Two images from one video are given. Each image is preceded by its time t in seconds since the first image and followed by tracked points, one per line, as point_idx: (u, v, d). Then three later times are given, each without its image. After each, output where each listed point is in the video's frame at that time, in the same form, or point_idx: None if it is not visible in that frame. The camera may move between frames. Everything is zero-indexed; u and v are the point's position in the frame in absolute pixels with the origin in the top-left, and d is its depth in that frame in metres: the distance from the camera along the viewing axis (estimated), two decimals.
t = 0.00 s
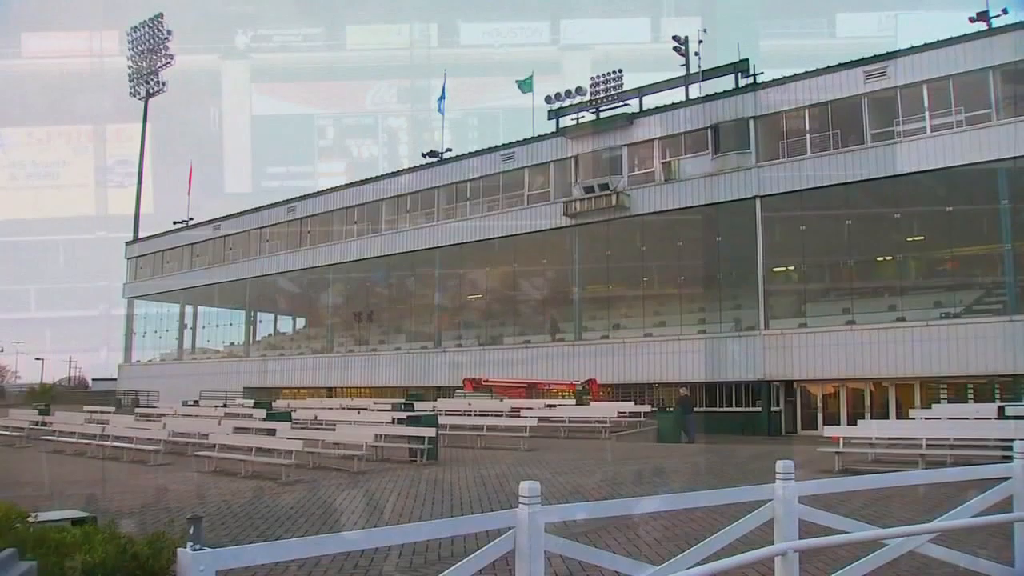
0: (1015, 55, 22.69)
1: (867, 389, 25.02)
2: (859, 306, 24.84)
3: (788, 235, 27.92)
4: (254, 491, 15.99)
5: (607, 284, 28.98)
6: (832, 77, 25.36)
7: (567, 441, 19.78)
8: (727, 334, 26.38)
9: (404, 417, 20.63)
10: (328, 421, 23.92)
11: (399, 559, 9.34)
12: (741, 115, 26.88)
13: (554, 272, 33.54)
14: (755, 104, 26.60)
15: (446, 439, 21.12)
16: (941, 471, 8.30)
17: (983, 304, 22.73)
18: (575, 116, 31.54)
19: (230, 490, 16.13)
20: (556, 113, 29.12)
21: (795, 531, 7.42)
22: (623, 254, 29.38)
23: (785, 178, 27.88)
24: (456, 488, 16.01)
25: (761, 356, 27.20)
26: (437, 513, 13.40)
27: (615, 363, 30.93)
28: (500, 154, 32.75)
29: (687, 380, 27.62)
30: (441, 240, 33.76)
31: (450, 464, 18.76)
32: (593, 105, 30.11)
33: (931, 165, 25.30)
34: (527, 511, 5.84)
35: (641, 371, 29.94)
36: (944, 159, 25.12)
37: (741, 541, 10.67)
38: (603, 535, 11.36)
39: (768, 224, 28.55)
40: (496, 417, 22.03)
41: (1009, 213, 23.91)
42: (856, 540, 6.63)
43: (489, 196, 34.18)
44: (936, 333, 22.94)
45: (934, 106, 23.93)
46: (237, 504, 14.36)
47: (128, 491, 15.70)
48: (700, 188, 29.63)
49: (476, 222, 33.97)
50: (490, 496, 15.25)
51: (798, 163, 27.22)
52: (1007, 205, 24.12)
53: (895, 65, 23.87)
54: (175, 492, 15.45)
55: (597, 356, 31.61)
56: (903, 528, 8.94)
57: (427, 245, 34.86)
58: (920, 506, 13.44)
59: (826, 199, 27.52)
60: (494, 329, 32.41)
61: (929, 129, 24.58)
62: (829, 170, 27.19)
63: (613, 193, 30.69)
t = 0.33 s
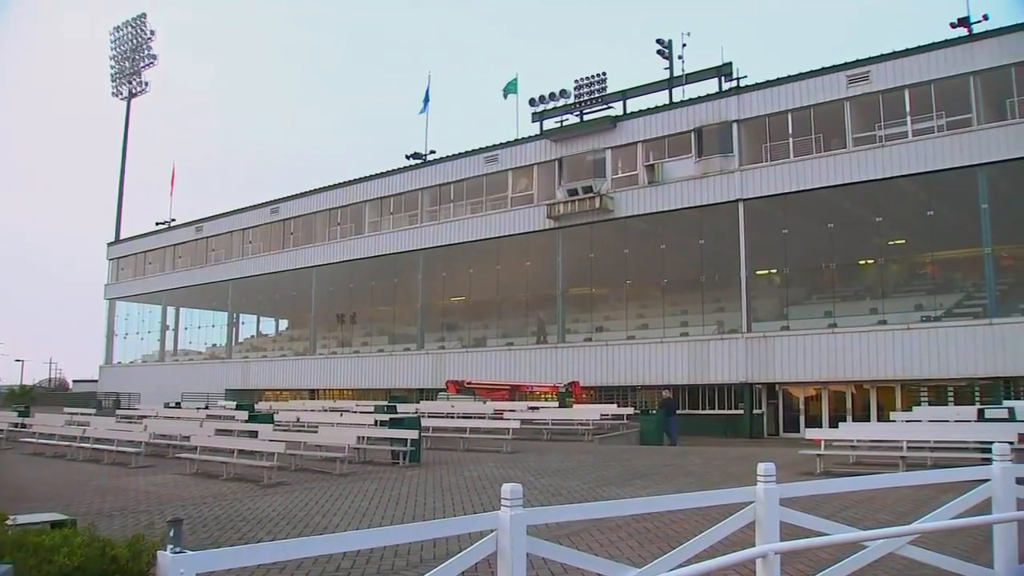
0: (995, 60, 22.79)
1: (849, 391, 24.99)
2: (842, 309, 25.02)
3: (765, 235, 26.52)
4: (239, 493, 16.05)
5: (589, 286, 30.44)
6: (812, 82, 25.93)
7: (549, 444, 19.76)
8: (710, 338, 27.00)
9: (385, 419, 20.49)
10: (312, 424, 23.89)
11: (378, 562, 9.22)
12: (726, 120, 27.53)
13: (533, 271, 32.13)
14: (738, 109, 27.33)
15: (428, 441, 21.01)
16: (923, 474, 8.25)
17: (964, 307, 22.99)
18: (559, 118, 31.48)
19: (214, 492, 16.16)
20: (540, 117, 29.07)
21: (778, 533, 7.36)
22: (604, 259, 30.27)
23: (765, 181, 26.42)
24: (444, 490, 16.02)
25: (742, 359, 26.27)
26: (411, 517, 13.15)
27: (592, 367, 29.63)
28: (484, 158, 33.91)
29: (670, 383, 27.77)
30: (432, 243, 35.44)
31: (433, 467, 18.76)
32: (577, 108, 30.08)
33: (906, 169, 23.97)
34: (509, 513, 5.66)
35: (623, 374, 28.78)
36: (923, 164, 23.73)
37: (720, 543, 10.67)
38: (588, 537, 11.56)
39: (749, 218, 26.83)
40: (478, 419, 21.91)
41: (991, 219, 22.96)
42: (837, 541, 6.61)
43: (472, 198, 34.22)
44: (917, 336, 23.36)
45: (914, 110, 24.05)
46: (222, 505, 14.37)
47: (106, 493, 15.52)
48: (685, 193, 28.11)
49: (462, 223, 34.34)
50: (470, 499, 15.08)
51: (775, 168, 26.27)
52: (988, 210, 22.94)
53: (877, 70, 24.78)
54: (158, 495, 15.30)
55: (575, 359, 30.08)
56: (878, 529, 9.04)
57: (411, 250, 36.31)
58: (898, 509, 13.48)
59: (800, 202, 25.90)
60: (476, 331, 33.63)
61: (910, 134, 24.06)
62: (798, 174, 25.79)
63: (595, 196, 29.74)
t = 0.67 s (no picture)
0: (965, 65, 23.06)
1: (819, 392, 25.22)
2: (814, 310, 25.23)
3: (737, 237, 26.80)
4: (210, 492, 15.85)
5: (563, 287, 30.45)
6: (784, 85, 26.11)
7: (522, 445, 19.69)
8: (682, 338, 27.03)
9: (357, 419, 20.32)
10: (283, 424, 23.64)
11: (349, 563, 9.11)
12: (699, 122, 27.63)
13: (507, 271, 32.04)
14: (712, 111, 27.46)
15: (400, 441, 20.87)
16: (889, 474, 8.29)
17: (933, 310, 23.22)
18: (534, 119, 31.42)
19: (183, 492, 15.92)
20: (514, 117, 28.97)
21: (748, 533, 7.35)
22: (577, 259, 30.34)
23: (738, 183, 26.57)
24: (414, 491, 15.85)
25: (714, 360, 26.37)
26: (382, 517, 13.04)
27: (565, 368, 29.61)
28: (458, 158, 33.79)
29: (643, 384, 27.82)
30: (404, 243, 35.23)
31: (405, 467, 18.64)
32: (551, 109, 30.04)
33: (877, 173, 24.22)
34: (481, 513, 5.56)
35: (596, 375, 28.79)
36: (892, 167, 24.00)
37: (691, 543, 10.69)
38: (560, 538, 11.53)
39: (721, 220, 27.00)
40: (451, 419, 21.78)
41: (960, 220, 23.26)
42: (806, 541, 6.61)
43: (446, 198, 34.07)
44: (887, 338, 23.60)
45: (886, 113, 24.27)
46: (192, 506, 14.16)
47: (73, 493, 15.22)
48: (658, 194, 28.16)
49: (436, 223, 34.16)
50: (441, 499, 14.97)
51: (748, 170, 26.42)
52: (957, 213, 23.24)
53: (850, 73, 24.99)
54: (126, 496, 15.03)
55: (548, 359, 30.06)
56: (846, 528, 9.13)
57: (384, 250, 36.04)
58: (867, 509, 13.63)
59: (772, 204, 26.10)
60: (450, 331, 33.46)
61: (882, 137, 24.32)
62: (771, 176, 25.95)
63: (569, 197, 29.70)
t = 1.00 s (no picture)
0: (919, 73, 23.33)
1: (776, 394, 25.48)
2: (770, 312, 25.56)
3: (695, 240, 27.18)
4: (164, 492, 15.51)
5: (521, 288, 30.75)
6: (744, 90, 26.27)
7: (481, 446, 19.57)
8: (638, 341, 27.18)
9: (315, 420, 20.01)
10: (239, 425, 23.21)
11: (305, 564, 8.93)
12: (657, 125, 27.67)
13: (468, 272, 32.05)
14: (671, 114, 27.52)
15: (357, 442, 20.61)
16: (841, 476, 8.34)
17: (886, 313, 23.55)
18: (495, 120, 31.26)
19: (135, 493, 15.54)
20: (474, 117, 28.76)
21: (704, 533, 7.34)
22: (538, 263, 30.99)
23: (696, 186, 26.69)
24: (368, 493, 15.61)
25: (672, 363, 26.39)
26: (338, 519, 12.83)
27: (524, 369, 29.55)
28: (418, 158, 33.50)
29: (601, 385, 27.85)
30: (362, 243, 34.81)
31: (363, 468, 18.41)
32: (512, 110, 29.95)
33: (832, 178, 24.43)
34: (437, 514, 5.43)
35: (555, 377, 28.77)
36: (847, 172, 24.21)
37: (647, 544, 10.72)
38: (519, 539, 11.46)
39: (679, 223, 27.11)
40: (408, 420, 21.53)
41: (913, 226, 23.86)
42: (761, 542, 6.59)
43: (406, 199, 33.78)
44: (842, 340, 23.89)
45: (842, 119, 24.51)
46: (145, 506, 13.81)
47: (20, 495, 14.76)
48: (618, 197, 28.12)
49: (395, 223, 33.80)
50: (398, 501, 14.79)
51: (707, 173, 26.56)
52: (911, 218, 23.82)
53: (808, 79, 25.18)
54: (75, 498, 14.61)
55: (506, 360, 29.95)
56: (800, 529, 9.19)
57: (343, 250, 35.59)
58: (821, 510, 13.76)
59: (731, 208, 26.34)
60: (409, 332, 33.18)
61: (838, 142, 24.55)
62: (729, 179, 26.06)
63: (527, 198, 29.53)
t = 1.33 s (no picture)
0: (865, 81, 23.85)
1: (723, 396, 25.81)
2: (717, 314, 25.83)
3: (643, 241, 27.31)
4: (106, 494, 15.06)
5: (471, 290, 30.59)
6: (694, 95, 26.52)
7: (429, 447, 19.39)
8: (587, 342, 27.35)
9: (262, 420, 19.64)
10: (183, 426, 22.68)
11: (251, 566, 8.73)
12: (608, 128, 27.81)
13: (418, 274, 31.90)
14: (622, 118, 27.67)
15: (305, 443, 20.26)
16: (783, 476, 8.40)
17: (832, 316, 24.00)
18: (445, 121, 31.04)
19: (75, 494, 15.06)
20: (427, 117, 28.53)
21: (650, 534, 7.34)
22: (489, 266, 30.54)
23: (646, 189, 26.91)
24: (313, 494, 15.34)
25: (620, 364, 26.65)
26: (283, 520, 12.57)
27: (474, 371, 29.42)
28: (368, 158, 33.11)
29: (550, 387, 27.89)
30: (311, 242, 34.33)
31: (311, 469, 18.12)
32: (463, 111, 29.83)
33: (780, 183, 24.82)
34: (383, 515, 5.35)
35: (505, 379, 28.73)
36: (793, 179, 24.64)
37: (595, 546, 10.74)
38: (467, 540, 11.39)
39: (629, 225, 27.30)
40: (356, 421, 21.24)
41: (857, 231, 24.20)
42: (703, 542, 6.58)
43: (355, 198, 33.39)
44: (787, 343, 24.32)
45: (790, 125, 24.93)
46: (85, 508, 13.39)
47: None
48: (568, 198, 28.22)
49: (345, 223, 33.38)
50: (344, 502, 14.57)
51: (657, 176, 26.75)
52: (856, 224, 24.20)
53: (757, 85, 25.57)
54: (11, 500, 14.10)
55: (456, 361, 29.78)
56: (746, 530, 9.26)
57: (293, 250, 35.02)
58: (767, 511, 13.94)
59: (681, 212, 26.56)
60: (357, 332, 32.83)
61: (786, 148, 24.95)
62: (680, 183, 26.30)
63: (478, 199, 29.44)
